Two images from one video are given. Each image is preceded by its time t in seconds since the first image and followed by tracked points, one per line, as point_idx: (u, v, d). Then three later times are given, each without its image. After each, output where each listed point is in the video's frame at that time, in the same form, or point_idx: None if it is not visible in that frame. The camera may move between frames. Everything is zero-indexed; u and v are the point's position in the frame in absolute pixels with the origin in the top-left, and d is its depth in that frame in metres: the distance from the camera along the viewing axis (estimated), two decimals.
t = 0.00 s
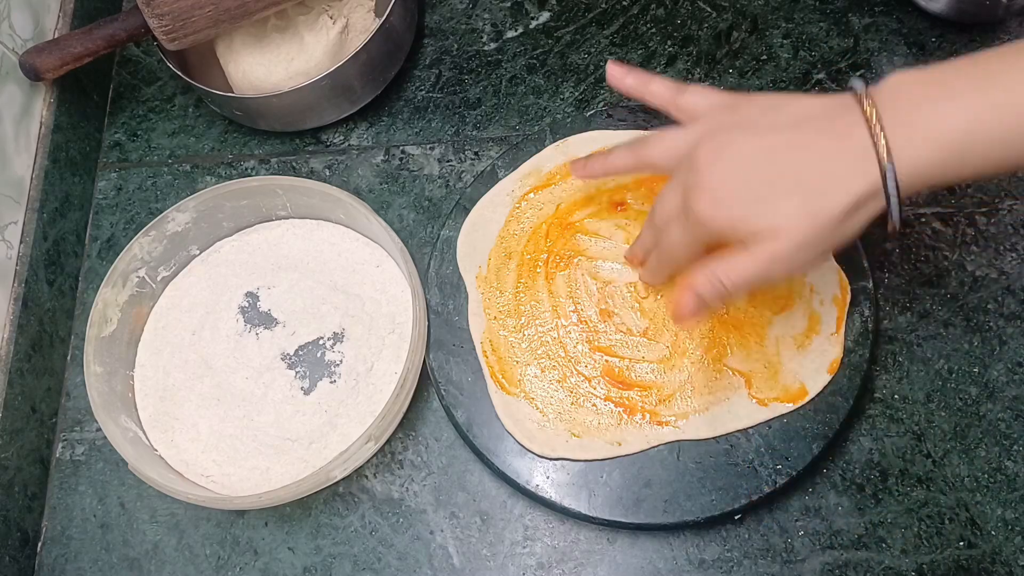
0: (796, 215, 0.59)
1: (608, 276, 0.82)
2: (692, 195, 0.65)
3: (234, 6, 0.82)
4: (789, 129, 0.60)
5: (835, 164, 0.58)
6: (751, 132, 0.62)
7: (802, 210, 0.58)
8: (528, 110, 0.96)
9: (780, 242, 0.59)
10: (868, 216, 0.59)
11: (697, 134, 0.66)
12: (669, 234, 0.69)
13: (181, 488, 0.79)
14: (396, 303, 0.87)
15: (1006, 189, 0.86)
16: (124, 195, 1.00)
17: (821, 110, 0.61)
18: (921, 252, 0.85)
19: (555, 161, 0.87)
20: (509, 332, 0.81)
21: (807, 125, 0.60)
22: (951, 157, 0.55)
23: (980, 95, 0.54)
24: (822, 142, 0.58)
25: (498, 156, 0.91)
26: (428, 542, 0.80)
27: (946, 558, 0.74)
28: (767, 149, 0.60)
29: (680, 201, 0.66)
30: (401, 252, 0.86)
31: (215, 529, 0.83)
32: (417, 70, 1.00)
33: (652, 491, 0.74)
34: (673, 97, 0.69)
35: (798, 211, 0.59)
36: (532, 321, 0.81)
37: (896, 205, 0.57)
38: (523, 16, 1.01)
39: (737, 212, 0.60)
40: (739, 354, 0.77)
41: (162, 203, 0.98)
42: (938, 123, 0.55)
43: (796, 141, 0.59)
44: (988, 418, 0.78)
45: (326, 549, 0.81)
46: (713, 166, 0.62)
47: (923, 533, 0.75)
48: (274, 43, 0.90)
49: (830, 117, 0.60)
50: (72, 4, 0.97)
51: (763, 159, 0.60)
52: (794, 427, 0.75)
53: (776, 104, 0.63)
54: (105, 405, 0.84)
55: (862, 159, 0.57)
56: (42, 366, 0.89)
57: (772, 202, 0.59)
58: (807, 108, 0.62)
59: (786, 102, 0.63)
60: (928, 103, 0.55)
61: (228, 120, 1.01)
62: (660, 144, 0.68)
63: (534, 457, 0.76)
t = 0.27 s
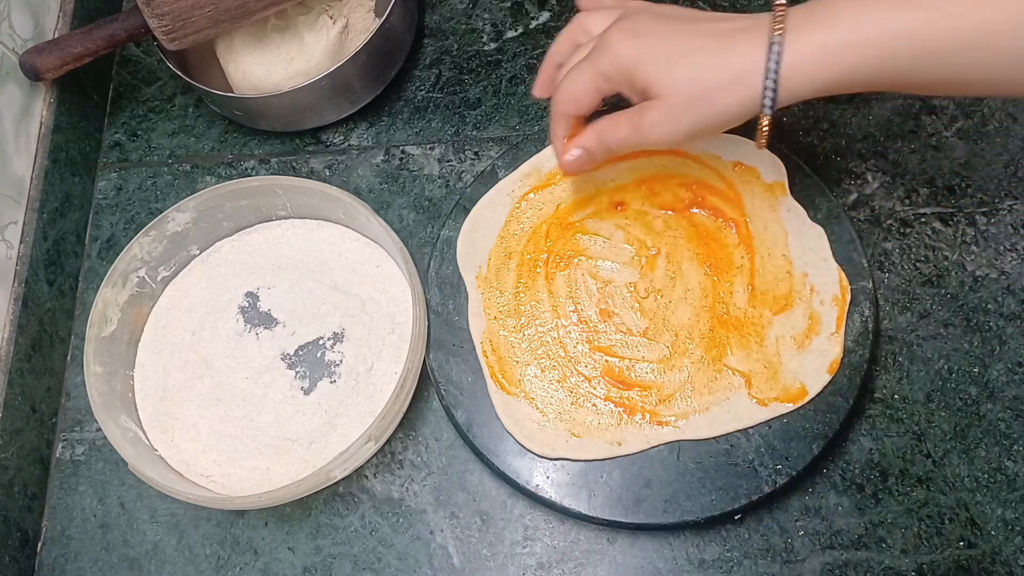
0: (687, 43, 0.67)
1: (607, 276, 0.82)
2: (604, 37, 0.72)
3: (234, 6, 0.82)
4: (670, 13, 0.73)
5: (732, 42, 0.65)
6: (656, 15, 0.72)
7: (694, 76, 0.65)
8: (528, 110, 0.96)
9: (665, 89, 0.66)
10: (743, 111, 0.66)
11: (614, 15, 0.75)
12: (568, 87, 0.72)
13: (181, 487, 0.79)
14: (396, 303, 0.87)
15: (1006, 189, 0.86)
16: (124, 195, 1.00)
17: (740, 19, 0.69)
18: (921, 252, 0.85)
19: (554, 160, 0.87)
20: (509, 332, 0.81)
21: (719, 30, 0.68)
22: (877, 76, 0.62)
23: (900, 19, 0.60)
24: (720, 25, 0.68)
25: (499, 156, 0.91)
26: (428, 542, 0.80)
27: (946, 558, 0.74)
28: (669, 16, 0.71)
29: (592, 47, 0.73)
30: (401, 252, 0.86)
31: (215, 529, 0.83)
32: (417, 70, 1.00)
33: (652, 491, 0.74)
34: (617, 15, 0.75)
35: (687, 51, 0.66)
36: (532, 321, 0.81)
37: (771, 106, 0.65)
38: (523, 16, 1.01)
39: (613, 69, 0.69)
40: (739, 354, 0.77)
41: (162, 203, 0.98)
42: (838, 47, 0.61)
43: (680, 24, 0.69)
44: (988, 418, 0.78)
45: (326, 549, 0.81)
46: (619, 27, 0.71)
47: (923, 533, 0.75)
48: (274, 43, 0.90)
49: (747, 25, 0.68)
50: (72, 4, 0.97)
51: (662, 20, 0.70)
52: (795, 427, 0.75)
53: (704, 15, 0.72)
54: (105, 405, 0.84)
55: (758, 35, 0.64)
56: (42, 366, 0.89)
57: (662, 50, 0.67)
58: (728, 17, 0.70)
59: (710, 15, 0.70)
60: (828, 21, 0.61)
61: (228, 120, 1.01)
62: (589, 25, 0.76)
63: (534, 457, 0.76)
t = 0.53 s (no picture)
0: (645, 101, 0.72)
1: (607, 276, 0.82)
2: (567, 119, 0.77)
3: (234, 6, 0.82)
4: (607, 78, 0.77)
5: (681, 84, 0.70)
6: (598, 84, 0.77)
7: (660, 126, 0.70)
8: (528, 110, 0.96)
9: (642, 147, 0.71)
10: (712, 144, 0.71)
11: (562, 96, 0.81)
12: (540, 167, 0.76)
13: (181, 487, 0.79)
14: (396, 303, 0.87)
15: (1006, 189, 0.86)
16: (124, 195, 1.00)
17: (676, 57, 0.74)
18: (921, 252, 0.85)
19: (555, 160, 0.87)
20: (509, 332, 0.81)
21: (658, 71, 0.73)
22: (867, 72, 0.65)
23: (871, 14, 0.62)
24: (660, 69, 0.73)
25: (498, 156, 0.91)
26: (428, 542, 0.80)
27: (946, 558, 0.74)
28: (614, 80, 0.76)
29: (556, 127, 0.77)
30: (401, 252, 0.86)
31: (215, 529, 0.83)
32: (417, 70, 1.00)
33: (652, 491, 0.74)
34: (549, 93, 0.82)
35: (653, 113, 0.71)
36: (532, 321, 0.81)
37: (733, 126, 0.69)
38: (523, 16, 1.01)
39: (582, 146, 0.73)
40: (739, 354, 0.77)
41: (162, 203, 0.98)
42: (796, 56, 0.65)
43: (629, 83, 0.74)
44: (988, 418, 0.78)
45: (326, 549, 0.81)
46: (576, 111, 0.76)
47: (923, 533, 0.75)
48: (274, 43, 0.90)
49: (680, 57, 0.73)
50: (72, 4, 0.97)
51: (610, 88, 0.75)
52: (795, 427, 0.75)
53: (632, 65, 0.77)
54: (105, 405, 0.84)
55: (697, 71, 0.70)
56: (42, 366, 0.89)
57: (626, 121, 0.72)
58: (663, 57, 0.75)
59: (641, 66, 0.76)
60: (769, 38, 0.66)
61: (228, 120, 1.01)
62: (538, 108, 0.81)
63: (534, 457, 0.76)
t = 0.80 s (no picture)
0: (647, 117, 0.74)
1: (607, 276, 0.82)
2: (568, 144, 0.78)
3: (234, 6, 0.82)
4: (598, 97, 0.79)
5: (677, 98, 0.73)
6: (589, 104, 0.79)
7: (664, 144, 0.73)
8: (528, 110, 0.96)
9: (653, 166, 0.74)
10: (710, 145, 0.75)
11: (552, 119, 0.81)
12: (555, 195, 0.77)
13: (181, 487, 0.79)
14: (396, 303, 0.87)
15: (1006, 189, 0.86)
16: (124, 195, 1.00)
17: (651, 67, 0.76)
18: (921, 251, 0.85)
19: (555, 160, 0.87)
20: (509, 332, 0.81)
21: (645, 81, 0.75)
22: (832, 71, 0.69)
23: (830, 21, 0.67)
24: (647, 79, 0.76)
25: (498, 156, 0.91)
26: (428, 542, 0.80)
27: (946, 558, 0.74)
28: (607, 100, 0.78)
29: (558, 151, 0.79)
30: (400, 252, 0.86)
31: (215, 529, 0.83)
32: (417, 70, 1.00)
33: (652, 491, 0.74)
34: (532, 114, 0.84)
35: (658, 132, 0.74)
36: (532, 321, 0.81)
37: (728, 126, 0.74)
38: (523, 16, 1.01)
39: (593, 168, 0.76)
40: (739, 354, 0.77)
41: (162, 203, 0.98)
42: (769, 58, 0.70)
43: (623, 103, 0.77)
44: (988, 418, 0.78)
45: (326, 549, 0.81)
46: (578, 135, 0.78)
47: (923, 533, 0.75)
48: (274, 43, 0.90)
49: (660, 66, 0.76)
50: (72, 4, 0.97)
51: (605, 108, 0.77)
52: (795, 427, 0.75)
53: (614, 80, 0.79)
54: (105, 405, 0.84)
55: (681, 81, 0.73)
56: (42, 366, 0.89)
57: (632, 142, 0.75)
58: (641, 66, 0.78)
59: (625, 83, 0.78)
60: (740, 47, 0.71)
61: (228, 120, 1.01)
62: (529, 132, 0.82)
63: (534, 457, 0.76)
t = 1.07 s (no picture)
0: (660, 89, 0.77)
1: (607, 276, 0.82)
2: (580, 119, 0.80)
3: (234, 6, 0.82)
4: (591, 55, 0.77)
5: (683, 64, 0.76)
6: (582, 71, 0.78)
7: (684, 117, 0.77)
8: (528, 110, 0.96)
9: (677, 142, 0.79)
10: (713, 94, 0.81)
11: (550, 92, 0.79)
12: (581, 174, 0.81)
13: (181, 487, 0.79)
14: (396, 303, 0.87)
15: (1006, 189, 0.86)
16: (124, 195, 1.00)
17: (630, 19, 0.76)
18: (921, 252, 0.85)
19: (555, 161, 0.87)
20: (509, 332, 0.81)
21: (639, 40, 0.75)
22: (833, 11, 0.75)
23: None
24: (638, 37, 0.75)
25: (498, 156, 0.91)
26: (428, 542, 0.80)
27: (946, 558, 0.74)
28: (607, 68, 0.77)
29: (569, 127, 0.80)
30: (400, 252, 0.86)
31: (215, 529, 0.83)
32: (417, 70, 1.00)
33: (652, 491, 0.74)
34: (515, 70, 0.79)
35: (680, 104, 0.77)
36: (532, 321, 0.81)
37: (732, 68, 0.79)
38: (523, 16, 1.01)
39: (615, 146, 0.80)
40: (739, 354, 0.77)
41: (162, 203, 0.98)
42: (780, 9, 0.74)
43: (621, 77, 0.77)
44: (988, 418, 0.79)
45: (326, 549, 0.81)
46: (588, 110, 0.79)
47: (923, 533, 0.75)
48: (274, 43, 0.90)
49: (646, 24, 0.75)
50: (72, 4, 0.97)
51: (611, 77, 0.77)
52: (795, 427, 0.75)
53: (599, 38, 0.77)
54: (105, 405, 0.84)
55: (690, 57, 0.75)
56: (42, 366, 0.89)
57: (656, 115, 0.78)
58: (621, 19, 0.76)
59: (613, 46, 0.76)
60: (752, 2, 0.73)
61: (228, 120, 1.01)
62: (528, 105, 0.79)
63: (534, 457, 0.76)
